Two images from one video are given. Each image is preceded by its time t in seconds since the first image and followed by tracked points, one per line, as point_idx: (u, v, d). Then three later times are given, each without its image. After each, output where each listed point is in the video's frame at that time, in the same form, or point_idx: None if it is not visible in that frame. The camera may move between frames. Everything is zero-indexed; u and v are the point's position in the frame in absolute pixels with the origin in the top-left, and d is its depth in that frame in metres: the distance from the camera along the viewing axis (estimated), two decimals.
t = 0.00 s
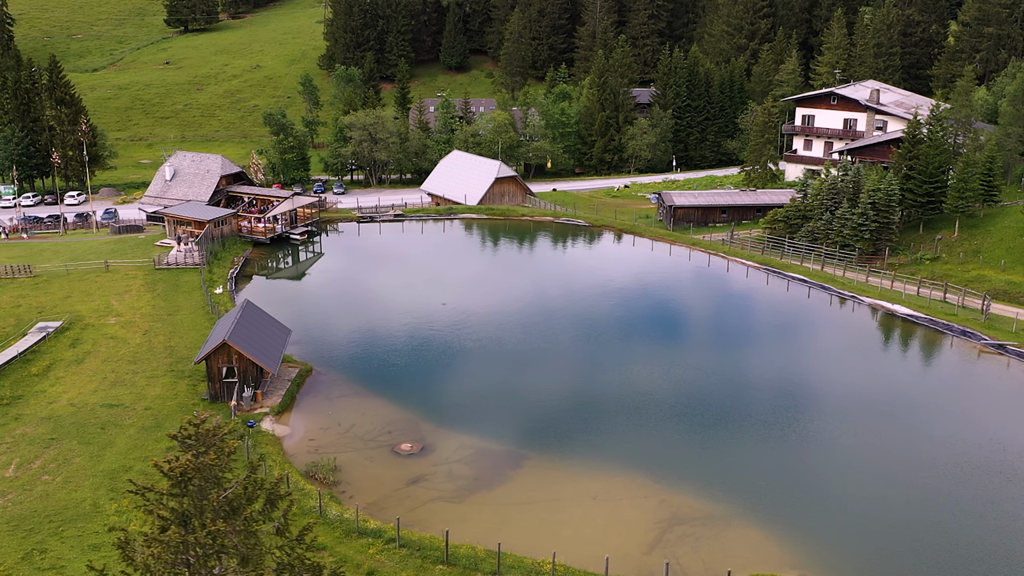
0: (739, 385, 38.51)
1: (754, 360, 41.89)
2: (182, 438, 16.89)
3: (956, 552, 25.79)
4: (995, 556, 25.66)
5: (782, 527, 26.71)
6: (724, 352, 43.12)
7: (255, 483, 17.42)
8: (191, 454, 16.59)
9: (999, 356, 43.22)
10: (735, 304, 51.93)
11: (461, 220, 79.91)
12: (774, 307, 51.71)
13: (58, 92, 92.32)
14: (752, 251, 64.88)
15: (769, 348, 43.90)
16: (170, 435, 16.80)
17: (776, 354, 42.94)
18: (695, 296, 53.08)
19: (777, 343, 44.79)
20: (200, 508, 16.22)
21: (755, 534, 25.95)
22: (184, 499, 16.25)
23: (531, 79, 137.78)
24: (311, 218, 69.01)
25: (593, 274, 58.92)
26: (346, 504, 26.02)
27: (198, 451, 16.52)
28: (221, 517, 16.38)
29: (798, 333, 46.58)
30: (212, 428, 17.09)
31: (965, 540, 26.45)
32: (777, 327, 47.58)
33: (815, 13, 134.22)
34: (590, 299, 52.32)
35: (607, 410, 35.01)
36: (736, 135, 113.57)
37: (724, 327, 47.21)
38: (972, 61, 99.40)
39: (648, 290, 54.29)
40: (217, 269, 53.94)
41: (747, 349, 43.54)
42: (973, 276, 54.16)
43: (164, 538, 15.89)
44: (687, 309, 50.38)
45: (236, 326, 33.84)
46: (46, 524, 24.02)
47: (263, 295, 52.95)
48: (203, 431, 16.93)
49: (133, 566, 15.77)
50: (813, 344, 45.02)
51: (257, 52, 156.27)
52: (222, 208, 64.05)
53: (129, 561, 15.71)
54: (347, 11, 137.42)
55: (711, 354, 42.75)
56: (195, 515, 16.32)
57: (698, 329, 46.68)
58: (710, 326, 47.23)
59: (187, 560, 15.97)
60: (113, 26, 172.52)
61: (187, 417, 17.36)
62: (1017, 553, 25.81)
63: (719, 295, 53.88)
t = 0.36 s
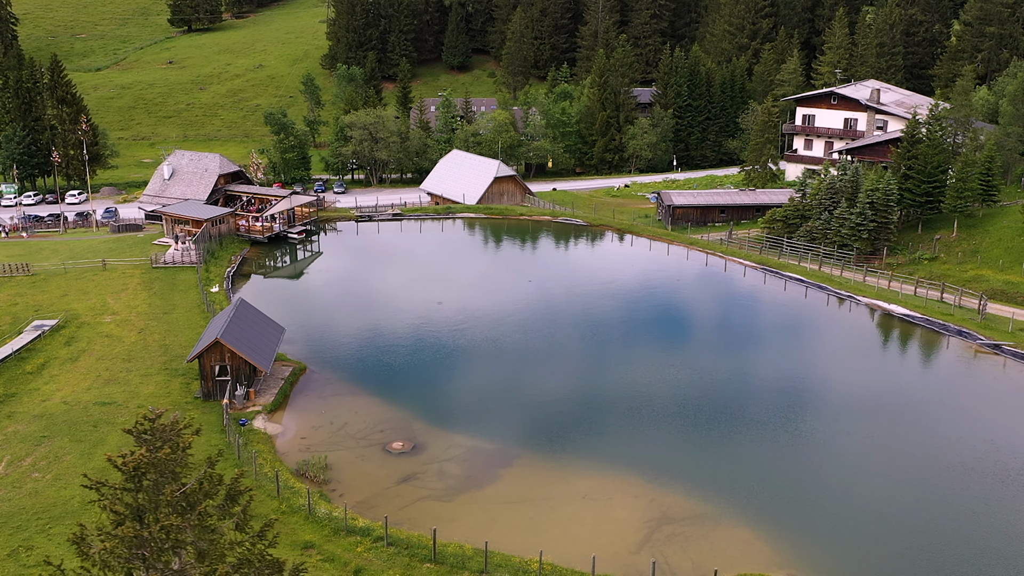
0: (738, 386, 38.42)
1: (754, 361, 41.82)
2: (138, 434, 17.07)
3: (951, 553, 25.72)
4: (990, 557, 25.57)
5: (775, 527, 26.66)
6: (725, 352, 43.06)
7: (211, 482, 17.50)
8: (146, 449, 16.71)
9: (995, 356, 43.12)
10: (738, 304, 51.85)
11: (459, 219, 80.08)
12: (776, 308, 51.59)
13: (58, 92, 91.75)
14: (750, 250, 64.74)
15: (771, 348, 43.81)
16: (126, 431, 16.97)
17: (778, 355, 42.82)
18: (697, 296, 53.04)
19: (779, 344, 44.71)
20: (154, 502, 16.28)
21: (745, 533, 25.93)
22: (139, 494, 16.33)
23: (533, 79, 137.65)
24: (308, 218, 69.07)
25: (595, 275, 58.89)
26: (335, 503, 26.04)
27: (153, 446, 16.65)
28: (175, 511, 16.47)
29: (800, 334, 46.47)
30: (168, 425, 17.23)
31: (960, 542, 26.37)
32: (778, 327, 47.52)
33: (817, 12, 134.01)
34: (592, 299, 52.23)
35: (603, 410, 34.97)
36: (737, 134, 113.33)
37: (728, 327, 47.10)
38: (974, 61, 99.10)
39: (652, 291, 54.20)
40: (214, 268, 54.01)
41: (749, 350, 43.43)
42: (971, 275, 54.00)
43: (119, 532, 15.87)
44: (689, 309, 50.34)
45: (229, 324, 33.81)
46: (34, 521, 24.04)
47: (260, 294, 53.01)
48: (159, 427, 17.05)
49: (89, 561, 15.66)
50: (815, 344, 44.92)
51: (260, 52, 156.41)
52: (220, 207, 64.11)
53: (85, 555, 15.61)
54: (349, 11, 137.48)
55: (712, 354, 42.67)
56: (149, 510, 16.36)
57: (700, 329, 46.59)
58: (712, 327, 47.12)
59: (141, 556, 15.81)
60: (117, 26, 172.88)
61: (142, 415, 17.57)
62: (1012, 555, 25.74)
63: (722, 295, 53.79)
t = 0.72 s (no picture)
0: (733, 386, 38.36)
1: (754, 362, 41.75)
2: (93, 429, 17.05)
3: (946, 555, 25.66)
4: (985, 559, 25.52)
5: (767, 527, 26.64)
6: (725, 353, 42.99)
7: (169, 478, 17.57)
8: (100, 444, 16.73)
9: (991, 356, 43.03)
10: (738, 305, 51.81)
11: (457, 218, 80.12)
12: (776, 308, 51.48)
13: (60, 91, 93.15)
14: (748, 250, 64.64)
15: (771, 349, 43.76)
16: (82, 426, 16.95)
17: (777, 356, 42.74)
18: (698, 297, 53.02)
19: (779, 344, 44.66)
20: (109, 498, 16.37)
21: (734, 533, 25.88)
22: (95, 489, 16.41)
23: (536, 79, 137.56)
24: (307, 217, 69.18)
25: (596, 275, 58.83)
26: (325, 501, 26.06)
27: (107, 442, 16.66)
28: (131, 506, 16.44)
29: (800, 335, 46.38)
30: (125, 421, 17.17)
31: (955, 543, 26.32)
32: (779, 328, 47.47)
33: (820, 12, 133.76)
34: (593, 300, 52.18)
35: (600, 410, 34.98)
36: (739, 134, 113.16)
37: (727, 328, 47.01)
38: (976, 60, 98.77)
39: (653, 292, 54.13)
40: (211, 267, 54.11)
41: (746, 351, 43.36)
42: (969, 276, 53.88)
43: (74, 526, 15.95)
44: (689, 310, 50.28)
45: (222, 322, 33.81)
46: (22, 519, 24.09)
47: (257, 293, 53.06)
48: (115, 423, 17.03)
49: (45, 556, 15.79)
50: (815, 345, 44.84)
51: (264, 52, 156.55)
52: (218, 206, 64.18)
53: (41, 550, 15.72)
54: (351, 11, 137.50)
55: (712, 355, 42.61)
56: (104, 505, 16.38)
57: (699, 330, 46.57)
58: (712, 327, 47.05)
59: (96, 550, 15.83)
60: (121, 25, 173.27)
61: (99, 409, 17.44)
62: (1007, 556, 25.69)
63: (723, 296, 53.70)
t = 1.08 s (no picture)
0: (726, 387, 38.35)
1: (752, 363, 41.64)
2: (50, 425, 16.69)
3: (939, 556, 25.60)
4: (977, 559, 25.48)
5: (758, 526, 26.65)
6: (723, 354, 42.81)
7: (129, 474, 17.14)
8: (56, 440, 16.35)
9: (987, 357, 42.88)
10: (737, 305, 51.68)
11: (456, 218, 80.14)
12: (775, 308, 51.52)
13: (62, 90, 93.58)
14: (746, 250, 64.53)
15: (770, 350, 43.59)
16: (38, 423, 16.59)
17: (775, 357, 42.62)
18: (697, 297, 52.97)
19: (777, 345, 44.52)
20: (63, 493, 15.89)
21: (724, 533, 25.85)
22: (50, 484, 16.01)
23: (538, 79, 137.53)
24: (305, 216, 69.31)
25: (597, 275, 58.80)
26: (315, 500, 26.08)
27: (62, 437, 16.27)
28: (87, 501, 16.01)
29: (800, 335, 46.22)
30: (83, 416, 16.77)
31: (948, 544, 26.29)
32: (778, 329, 47.31)
33: (823, 12, 133.62)
34: (593, 300, 52.13)
35: (595, 409, 35.06)
36: (740, 134, 113.13)
37: (724, 328, 47.02)
38: (978, 60, 98.52)
39: (651, 292, 54.12)
40: (208, 266, 54.21)
41: (741, 351, 43.33)
42: (967, 276, 53.78)
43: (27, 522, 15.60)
44: (688, 311, 50.09)
45: (215, 321, 33.84)
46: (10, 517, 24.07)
47: (254, 292, 53.08)
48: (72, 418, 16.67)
49: None
50: (813, 345, 44.69)
51: (267, 51, 156.72)
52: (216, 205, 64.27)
53: None
54: (354, 10, 137.55)
55: (709, 355, 42.51)
56: (59, 501, 15.90)
57: (696, 330, 46.48)
58: (708, 326, 47.13)
59: (52, 545, 15.50)
60: (125, 25, 173.55)
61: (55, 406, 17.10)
62: (1000, 557, 25.63)
63: (721, 296, 53.68)
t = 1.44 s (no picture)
0: (719, 387, 38.38)
1: (749, 363, 41.59)
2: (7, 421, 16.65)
3: (932, 557, 25.57)
4: (970, 560, 25.47)
5: (748, 525, 26.65)
6: (720, 355, 42.72)
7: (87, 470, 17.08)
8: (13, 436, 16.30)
9: (982, 357, 42.80)
10: (736, 306, 51.57)
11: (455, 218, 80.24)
12: (773, 308, 51.31)
13: (64, 89, 93.65)
14: (744, 249, 64.42)
15: (766, 351, 43.49)
16: None
17: (772, 358, 42.52)
18: (695, 297, 52.89)
19: (774, 346, 44.42)
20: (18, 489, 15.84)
21: (713, 532, 25.83)
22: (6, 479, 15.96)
23: (540, 78, 137.47)
24: (302, 215, 69.41)
25: (595, 275, 58.71)
26: (304, 498, 26.10)
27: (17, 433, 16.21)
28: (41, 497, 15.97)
29: (798, 336, 46.10)
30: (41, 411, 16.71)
31: (942, 545, 26.24)
32: (774, 329, 47.20)
33: (826, 11, 133.46)
34: (591, 300, 52.03)
35: (590, 409, 35.03)
36: (741, 134, 113.06)
37: (721, 328, 47.04)
38: (980, 59, 98.28)
39: (649, 292, 54.13)
40: (205, 265, 54.31)
41: (737, 351, 43.32)
42: (965, 276, 53.65)
43: None
44: (686, 311, 50.00)
45: (208, 319, 33.93)
46: None
47: (250, 291, 53.12)
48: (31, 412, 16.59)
49: None
50: (810, 346, 44.62)
51: (270, 51, 156.94)
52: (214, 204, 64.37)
53: None
54: (356, 10, 137.61)
55: (706, 356, 42.43)
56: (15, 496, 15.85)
57: (694, 330, 46.40)
58: (705, 327, 47.03)
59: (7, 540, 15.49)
60: (129, 25, 173.89)
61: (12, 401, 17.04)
62: (994, 558, 25.61)
63: (720, 296, 53.54)
